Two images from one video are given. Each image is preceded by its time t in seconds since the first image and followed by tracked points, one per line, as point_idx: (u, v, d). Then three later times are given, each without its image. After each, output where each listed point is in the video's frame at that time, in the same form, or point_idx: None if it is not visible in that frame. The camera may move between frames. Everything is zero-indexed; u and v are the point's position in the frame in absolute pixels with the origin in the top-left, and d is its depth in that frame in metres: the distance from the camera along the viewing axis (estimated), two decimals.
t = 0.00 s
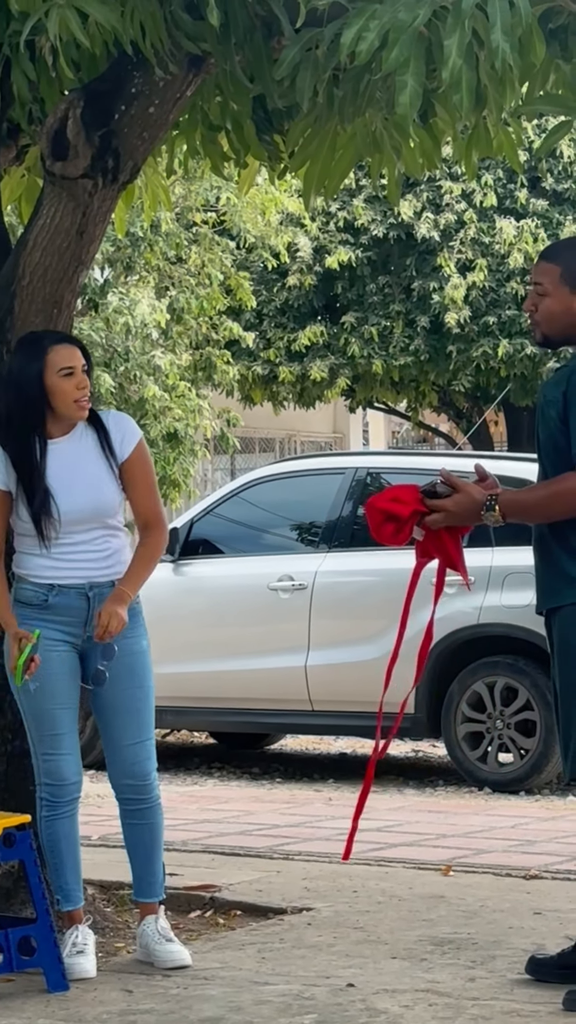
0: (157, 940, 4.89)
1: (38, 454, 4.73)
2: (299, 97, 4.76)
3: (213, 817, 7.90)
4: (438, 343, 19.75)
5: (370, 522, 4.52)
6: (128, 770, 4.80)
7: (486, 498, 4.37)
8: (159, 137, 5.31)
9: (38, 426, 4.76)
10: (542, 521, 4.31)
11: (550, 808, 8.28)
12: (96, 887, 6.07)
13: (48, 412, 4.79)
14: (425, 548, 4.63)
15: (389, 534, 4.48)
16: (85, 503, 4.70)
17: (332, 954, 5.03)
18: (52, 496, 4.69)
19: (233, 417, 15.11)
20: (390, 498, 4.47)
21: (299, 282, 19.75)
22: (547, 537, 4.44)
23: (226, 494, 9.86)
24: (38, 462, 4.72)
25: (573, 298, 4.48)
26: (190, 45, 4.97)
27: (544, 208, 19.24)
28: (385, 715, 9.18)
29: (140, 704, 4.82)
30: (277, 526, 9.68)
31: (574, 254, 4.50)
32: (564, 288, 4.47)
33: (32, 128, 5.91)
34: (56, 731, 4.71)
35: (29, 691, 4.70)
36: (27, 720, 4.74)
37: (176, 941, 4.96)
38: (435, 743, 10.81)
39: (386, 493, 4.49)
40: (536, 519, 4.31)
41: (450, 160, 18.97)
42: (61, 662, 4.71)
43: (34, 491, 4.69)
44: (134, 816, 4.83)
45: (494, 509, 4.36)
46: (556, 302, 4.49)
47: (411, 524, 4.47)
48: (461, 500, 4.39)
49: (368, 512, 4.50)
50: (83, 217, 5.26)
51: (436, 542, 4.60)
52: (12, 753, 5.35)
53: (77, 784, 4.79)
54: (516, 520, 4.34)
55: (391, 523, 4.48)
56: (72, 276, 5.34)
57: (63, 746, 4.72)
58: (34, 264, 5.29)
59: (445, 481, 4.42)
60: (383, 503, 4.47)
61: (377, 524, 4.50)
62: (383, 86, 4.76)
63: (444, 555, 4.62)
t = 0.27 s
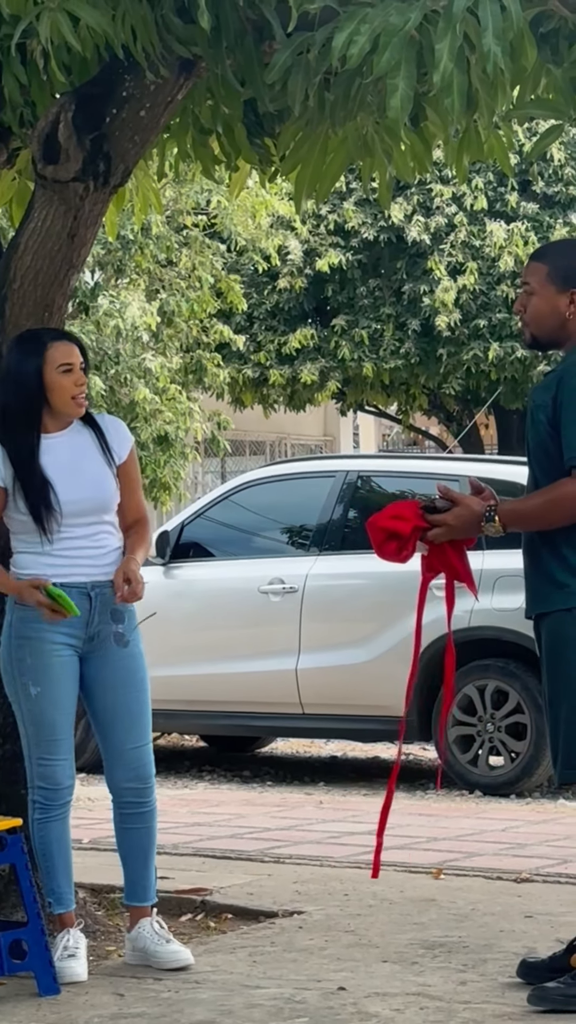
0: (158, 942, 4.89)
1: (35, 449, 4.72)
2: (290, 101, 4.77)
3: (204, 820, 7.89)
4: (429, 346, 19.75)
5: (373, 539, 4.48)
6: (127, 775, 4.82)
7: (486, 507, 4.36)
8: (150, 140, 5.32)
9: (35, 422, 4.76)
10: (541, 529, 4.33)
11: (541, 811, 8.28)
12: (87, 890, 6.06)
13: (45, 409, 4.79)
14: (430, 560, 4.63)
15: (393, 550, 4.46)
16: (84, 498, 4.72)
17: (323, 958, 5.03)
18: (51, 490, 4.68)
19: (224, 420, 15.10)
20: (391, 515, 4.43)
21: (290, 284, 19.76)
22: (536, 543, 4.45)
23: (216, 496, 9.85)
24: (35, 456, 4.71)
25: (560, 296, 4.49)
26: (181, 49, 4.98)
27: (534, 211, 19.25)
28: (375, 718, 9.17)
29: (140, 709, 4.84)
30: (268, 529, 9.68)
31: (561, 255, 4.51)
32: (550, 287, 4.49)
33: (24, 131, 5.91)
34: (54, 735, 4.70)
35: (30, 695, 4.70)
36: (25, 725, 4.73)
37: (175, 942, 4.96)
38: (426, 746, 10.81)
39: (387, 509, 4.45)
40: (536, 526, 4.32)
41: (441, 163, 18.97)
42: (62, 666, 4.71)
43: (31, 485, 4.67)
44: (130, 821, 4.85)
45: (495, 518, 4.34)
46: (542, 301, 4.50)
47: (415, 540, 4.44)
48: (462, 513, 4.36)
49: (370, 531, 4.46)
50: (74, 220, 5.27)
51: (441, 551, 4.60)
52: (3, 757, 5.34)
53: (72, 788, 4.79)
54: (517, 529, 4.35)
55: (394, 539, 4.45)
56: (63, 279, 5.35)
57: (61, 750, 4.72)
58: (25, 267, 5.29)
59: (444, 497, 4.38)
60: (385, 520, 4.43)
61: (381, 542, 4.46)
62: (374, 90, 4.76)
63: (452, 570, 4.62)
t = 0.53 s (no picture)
0: (145, 947, 4.90)
1: (32, 449, 4.72)
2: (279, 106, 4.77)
3: (192, 824, 7.89)
4: (418, 350, 19.77)
5: (368, 551, 4.65)
6: (117, 778, 4.85)
7: (474, 520, 4.48)
8: (139, 145, 5.32)
9: (31, 424, 4.76)
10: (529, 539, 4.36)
11: (529, 814, 8.29)
12: (75, 894, 6.07)
13: (40, 410, 4.80)
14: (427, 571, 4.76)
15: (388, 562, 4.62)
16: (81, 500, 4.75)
17: (310, 961, 5.04)
18: (49, 490, 4.69)
19: (212, 423, 15.11)
20: (385, 528, 4.59)
21: (279, 288, 19.77)
22: (518, 552, 4.47)
23: (205, 500, 9.86)
24: (33, 457, 4.71)
25: (545, 296, 4.51)
26: (170, 54, 5.00)
27: (523, 216, 19.27)
28: (364, 722, 9.18)
29: (133, 713, 4.88)
30: (256, 532, 9.69)
31: (549, 255, 4.53)
32: (535, 286, 4.51)
33: (12, 136, 5.91)
34: (52, 740, 4.71)
35: (30, 701, 4.69)
36: (22, 728, 4.72)
37: (164, 947, 4.96)
38: (414, 750, 10.82)
39: (381, 523, 4.61)
40: (524, 536, 4.35)
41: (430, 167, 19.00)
42: (62, 672, 4.71)
43: (32, 484, 4.66)
44: (121, 825, 4.88)
45: (484, 532, 4.43)
46: (528, 301, 4.54)
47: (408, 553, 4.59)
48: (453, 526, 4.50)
49: (366, 543, 4.63)
50: (63, 224, 5.27)
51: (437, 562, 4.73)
52: None
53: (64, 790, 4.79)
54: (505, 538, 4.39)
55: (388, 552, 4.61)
56: (51, 283, 5.35)
57: (54, 753, 4.72)
58: (14, 272, 5.30)
59: (435, 512, 4.52)
60: (380, 534, 4.60)
61: (376, 554, 4.63)
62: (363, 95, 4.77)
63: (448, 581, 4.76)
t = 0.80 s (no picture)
0: (139, 949, 4.93)
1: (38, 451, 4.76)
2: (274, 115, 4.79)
3: (185, 826, 7.92)
4: (410, 355, 19.81)
5: (360, 553, 4.76)
6: (114, 782, 4.89)
7: (461, 526, 4.53)
8: (136, 152, 5.36)
9: (39, 426, 4.79)
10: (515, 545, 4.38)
11: (520, 818, 8.33)
12: (69, 896, 6.10)
13: (47, 413, 4.82)
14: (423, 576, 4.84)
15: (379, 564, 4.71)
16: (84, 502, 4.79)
17: (303, 964, 5.07)
18: (51, 491, 4.75)
19: (205, 427, 15.15)
20: (376, 531, 4.69)
21: (272, 292, 19.81)
22: (504, 556, 4.50)
23: (198, 504, 9.89)
24: (39, 459, 4.75)
25: (537, 298, 4.55)
26: (166, 62, 5.04)
27: (515, 221, 19.31)
28: (355, 726, 9.22)
29: (131, 716, 4.91)
30: (249, 536, 9.72)
31: (543, 260, 4.57)
32: (528, 289, 4.55)
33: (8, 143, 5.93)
34: (51, 744, 4.75)
35: (30, 705, 4.72)
36: (21, 732, 4.76)
37: (158, 950, 4.99)
38: (406, 753, 10.86)
39: (374, 525, 4.71)
40: (509, 543, 4.37)
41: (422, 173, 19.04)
42: (62, 676, 4.75)
43: (36, 485, 4.72)
44: (118, 827, 4.92)
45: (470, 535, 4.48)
46: (520, 306, 4.58)
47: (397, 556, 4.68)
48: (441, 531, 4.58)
49: (358, 546, 4.73)
50: (60, 231, 5.31)
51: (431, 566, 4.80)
52: None
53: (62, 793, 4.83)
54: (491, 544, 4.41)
55: (378, 555, 4.70)
56: (48, 288, 5.39)
57: (53, 757, 4.76)
58: (11, 277, 5.33)
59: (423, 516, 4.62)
60: (372, 535, 4.69)
61: (368, 557, 4.72)
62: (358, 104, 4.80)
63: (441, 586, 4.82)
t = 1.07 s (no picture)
0: (136, 956, 4.97)
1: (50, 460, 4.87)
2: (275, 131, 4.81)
3: (179, 832, 7.97)
4: (403, 361, 19.86)
5: (355, 558, 4.76)
6: (113, 790, 4.93)
7: (455, 538, 4.61)
8: (137, 165, 5.43)
9: (53, 435, 4.89)
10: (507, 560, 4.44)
11: (511, 825, 8.38)
12: (65, 902, 6.14)
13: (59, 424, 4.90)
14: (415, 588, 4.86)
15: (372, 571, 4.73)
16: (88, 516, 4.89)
17: (298, 971, 5.12)
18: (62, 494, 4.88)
19: (198, 433, 15.19)
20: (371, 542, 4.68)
21: (265, 297, 19.86)
22: (496, 571, 4.55)
23: (192, 511, 9.94)
24: (52, 467, 4.87)
25: (532, 310, 4.58)
26: (168, 77, 5.08)
27: (508, 228, 19.35)
28: (347, 732, 9.27)
29: (129, 725, 4.96)
30: (242, 542, 9.79)
31: (540, 272, 4.61)
32: (524, 301, 4.59)
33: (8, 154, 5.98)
34: (48, 752, 4.78)
35: (25, 713, 4.76)
36: (17, 740, 4.80)
37: (154, 957, 5.03)
38: (397, 759, 10.91)
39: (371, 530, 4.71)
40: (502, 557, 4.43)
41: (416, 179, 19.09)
42: (58, 684, 4.79)
43: (48, 490, 4.84)
44: (117, 835, 4.96)
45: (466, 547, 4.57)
46: (517, 318, 4.62)
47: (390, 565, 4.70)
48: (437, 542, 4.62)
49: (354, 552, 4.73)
50: (61, 243, 5.34)
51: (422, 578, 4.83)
52: None
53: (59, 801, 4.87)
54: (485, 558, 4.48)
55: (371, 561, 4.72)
56: (48, 300, 5.43)
57: (51, 765, 4.80)
58: (12, 287, 5.37)
59: (419, 527, 4.63)
60: (369, 540, 4.69)
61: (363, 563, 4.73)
62: (358, 121, 4.85)
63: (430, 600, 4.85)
